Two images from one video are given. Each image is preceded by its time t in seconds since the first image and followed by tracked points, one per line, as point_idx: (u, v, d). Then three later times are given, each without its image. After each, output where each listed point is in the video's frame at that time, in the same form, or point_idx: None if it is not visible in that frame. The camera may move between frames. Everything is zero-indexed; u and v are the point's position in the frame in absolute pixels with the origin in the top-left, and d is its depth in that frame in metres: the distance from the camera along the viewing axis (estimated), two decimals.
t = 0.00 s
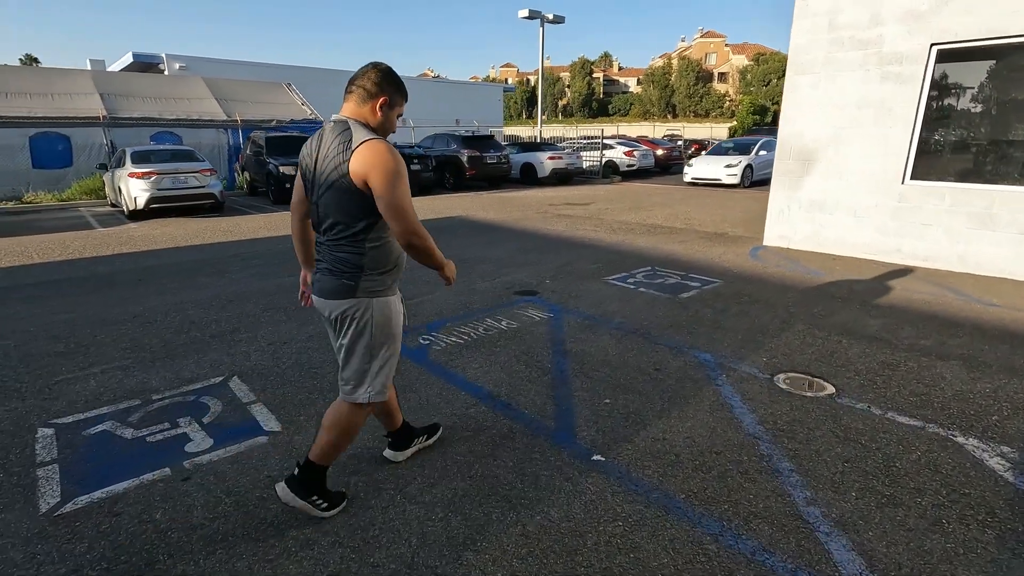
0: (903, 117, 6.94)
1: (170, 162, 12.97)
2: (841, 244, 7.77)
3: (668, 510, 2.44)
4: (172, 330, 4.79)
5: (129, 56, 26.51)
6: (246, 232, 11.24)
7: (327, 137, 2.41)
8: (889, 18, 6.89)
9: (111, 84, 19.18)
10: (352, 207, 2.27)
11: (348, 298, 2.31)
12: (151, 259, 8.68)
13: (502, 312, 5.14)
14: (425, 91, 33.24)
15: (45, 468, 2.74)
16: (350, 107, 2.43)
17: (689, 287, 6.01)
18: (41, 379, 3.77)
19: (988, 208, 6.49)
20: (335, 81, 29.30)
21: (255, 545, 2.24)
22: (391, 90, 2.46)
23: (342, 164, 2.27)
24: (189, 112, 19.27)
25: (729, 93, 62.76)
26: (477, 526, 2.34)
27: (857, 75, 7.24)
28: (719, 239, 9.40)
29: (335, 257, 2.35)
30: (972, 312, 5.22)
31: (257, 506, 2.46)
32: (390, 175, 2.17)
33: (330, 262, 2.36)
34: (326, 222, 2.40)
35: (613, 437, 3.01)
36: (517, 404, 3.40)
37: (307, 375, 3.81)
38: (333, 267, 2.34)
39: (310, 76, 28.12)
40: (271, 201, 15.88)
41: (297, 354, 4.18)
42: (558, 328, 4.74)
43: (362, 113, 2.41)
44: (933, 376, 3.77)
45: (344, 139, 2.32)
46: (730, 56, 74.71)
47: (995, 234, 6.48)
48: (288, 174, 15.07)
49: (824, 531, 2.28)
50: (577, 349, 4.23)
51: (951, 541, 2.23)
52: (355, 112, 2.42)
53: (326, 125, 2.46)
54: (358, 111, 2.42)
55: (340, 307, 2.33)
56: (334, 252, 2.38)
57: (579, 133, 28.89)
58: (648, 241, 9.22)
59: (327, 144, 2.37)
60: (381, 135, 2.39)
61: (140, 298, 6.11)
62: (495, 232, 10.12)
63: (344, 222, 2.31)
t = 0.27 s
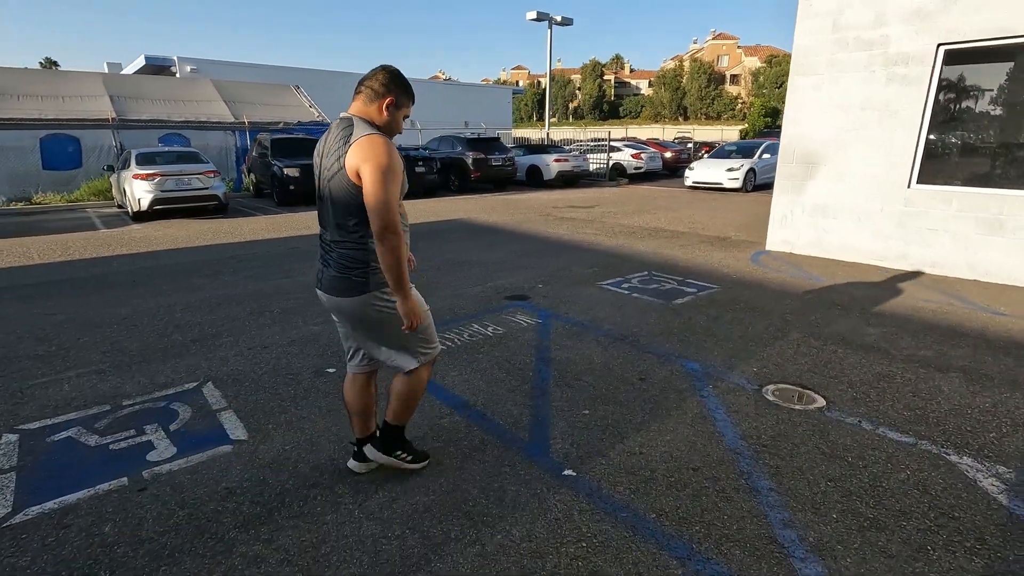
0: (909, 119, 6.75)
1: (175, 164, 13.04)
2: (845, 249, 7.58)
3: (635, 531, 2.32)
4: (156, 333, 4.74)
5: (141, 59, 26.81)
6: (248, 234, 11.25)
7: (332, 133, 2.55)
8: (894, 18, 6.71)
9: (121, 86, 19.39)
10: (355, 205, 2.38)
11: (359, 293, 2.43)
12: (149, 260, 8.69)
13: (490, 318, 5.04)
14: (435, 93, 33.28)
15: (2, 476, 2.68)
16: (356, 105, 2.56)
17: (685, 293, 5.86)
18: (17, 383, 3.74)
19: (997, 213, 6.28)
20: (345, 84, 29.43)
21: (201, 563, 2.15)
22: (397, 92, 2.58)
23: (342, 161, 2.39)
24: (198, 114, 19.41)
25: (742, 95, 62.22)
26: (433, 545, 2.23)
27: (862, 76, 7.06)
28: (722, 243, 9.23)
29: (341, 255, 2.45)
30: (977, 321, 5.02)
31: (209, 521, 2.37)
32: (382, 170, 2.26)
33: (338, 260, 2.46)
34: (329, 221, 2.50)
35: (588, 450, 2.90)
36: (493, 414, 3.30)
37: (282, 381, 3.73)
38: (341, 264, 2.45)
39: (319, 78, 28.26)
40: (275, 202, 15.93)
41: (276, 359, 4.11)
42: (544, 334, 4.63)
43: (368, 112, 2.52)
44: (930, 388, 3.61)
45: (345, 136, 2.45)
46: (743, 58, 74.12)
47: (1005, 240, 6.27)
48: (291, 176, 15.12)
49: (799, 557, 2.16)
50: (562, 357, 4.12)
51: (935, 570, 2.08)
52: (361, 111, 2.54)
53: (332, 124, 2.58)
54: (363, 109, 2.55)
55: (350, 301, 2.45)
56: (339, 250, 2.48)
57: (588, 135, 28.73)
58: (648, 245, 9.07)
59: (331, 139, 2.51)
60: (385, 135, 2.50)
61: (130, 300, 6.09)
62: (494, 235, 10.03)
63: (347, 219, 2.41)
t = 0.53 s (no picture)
0: (934, 123, 6.46)
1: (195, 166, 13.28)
2: (865, 259, 7.29)
3: (608, 559, 2.19)
4: (154, 335, 4.76)
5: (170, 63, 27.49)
6: (262, 235, 11.37)
7: (354, 142, 2.60)
8: (920, 18, 6.43)
9: (149, 91, 19.89)
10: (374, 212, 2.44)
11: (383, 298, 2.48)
12: (164, 261, 8.83)
13: (487, 325, 4.94)
14: (456, 96, 33.42)
15: None
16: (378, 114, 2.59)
17: (692, 302, 5.69)
18: (12, 383, 3.78)
19: None
20: (367, 87, 29.72)
21: None
22: (419, 103, 2.58)
23: (361, 170, 2.44)
24: (221, 117, 19.79)
25: (768, 98, 61.15)
26: (394, 569, 2.13)
27: (885, 79, 6.78)
28: (737, 250, 8.99)
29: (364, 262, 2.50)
30: (1001, 337, 4.75)
31: (169, 534, 2.31)
32: (396, 179, 2.30)
33: (361, 267, 2.51)
34: (350, 229, 2.56)
35: (569, 468, 2.78)
36: (476, 427, 3.20)
37: (269, 387, 3.69)
38: (365, 271, 2.50)
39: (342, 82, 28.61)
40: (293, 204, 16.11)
41: (267, 364, 4.07)
42: (541, 343, 4.51)
43: (389, 123, 2.53)
44: (944, 410, 3.39)
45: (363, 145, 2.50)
46: (770, 60, 72.87)
47: None
48: (309, 178, 15.27)
49: None
50: (556, 368, 4.00)
51: None
52: (381, 120, 2.55)
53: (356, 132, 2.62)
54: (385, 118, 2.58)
55: (372, 307, 2.49)
56: (362, 258, 2.53)
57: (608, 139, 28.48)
58: (660, 251, 8.89)
59: (352, 147, 2.56)
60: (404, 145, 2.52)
61: (138, 301, 6.16)
62: (505, 239, 9.95)
63: (366, 226, 2.47)
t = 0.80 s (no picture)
0: (967, 124, 6.10)
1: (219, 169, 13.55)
2: (893, 267, 6.94)
3: None
4: (157, 337, 4.80)
5: (204, 68, 28.24)
6: (281, 237, 11.51)
7: (376, 152, 2.59)
8: (953, 14, 6.08)
9: (180, 95, 20.44)
10: (391, 222, 2.43)
11: (378, 306, 2.45)
12: (183, 262, 8.99)
13: (488, 332, 4.83)
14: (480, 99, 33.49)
15: None
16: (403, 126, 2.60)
17: (703, 311, 5.48)
18: (13, 383, 3.83)
19: None
20: (392, 90, 30.00)
21: None
22: (445, 118, 2.58)
23: (386, 181, 2.41)
24: (248, 121, 20.19)
25: (801, 99, 59.61)
26: None
27: (915, 78, 6.44)
28: (758, 256, 8.69)
29: (363, 267, 2.48)
30: None
31: (133, 546, 2.26)
32: (426, 194, 2.30)
33: (360, 274, 2.49)
34: (358, 236, 2.54)
35: (552, 488, 2.65)
36: (460, 440, 3.09)
37: (259, 393, 3.65)
38: (360, 279, 2.48)
39: (368, 85, 28.94)
40: (315, 206, 16.32)
41: (260, 368, 4.05)
42: (540, 353, 4.37)
43: (415, 136, 2.55)
44: (967, 434, 3.14)
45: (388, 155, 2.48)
46: (803, 60, 71.07)
47: None
48: (330, 181, 15.45)
49: None
50: (552, 380, 3.86)
51: None
52: (408, 134, 2.56)
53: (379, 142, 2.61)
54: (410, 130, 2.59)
55: (371, 316, 2.46)
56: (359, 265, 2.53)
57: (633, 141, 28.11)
58: (677, 257, 8.65)
59: (376, 157, 2.53)
60: (430, 160, 2.52)
61: (151, 302, 6.26)
62: (520, 243, 9.83)
63: (383, 236, 2.46)
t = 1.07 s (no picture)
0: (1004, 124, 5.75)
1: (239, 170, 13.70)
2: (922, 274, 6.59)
3: None
4: (158, 338, 4.78)
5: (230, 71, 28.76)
6: (297, 238, 11.56)
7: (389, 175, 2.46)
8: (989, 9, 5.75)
9: (206, 98, 20.81)
10: (384, 246, 2.31)
11: (356, 327, 2.34)
12: (198, 262, 9.07)
13: (491, 338, 4.69)
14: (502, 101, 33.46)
15: None
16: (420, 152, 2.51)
17: (716, 319, 5.25)
18: (10, 382, 3.83)
19: None
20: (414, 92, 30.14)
21: None
22: (463, 153, 2.46)
23: (392, 210, 2.28)
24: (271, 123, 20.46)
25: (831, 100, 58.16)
26: None
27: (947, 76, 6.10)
28: (779, 262, 8.39)
29: (345, 284, 2.36)
30: None
31: (97, 560, 2.18)
32: (434, 234, 2.20)
33: (343, 292, 2.37)
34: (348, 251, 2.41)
35: (538, 510, 2.49)
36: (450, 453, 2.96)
37: (250, 398, 3.57)
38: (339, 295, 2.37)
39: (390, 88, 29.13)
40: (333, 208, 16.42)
41: (255, 373, 3.98)
42: (542, 361, 4.21)
43: (429, 169, 2.42)
44: (999, 460, 2.87)
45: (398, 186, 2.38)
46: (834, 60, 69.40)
47: None
48: (349, 182, 15.52)
49: None
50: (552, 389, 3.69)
51: None
52: (422, 165, 2.44)
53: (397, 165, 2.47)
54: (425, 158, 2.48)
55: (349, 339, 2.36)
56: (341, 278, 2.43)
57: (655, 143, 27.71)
58: (694, 261, 8.40)
59: (389, 182, 2.41)
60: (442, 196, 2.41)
61: (159, 302, 6.28)
62: (534, 245, 9.70)
63: (376, 261, 2.33)
